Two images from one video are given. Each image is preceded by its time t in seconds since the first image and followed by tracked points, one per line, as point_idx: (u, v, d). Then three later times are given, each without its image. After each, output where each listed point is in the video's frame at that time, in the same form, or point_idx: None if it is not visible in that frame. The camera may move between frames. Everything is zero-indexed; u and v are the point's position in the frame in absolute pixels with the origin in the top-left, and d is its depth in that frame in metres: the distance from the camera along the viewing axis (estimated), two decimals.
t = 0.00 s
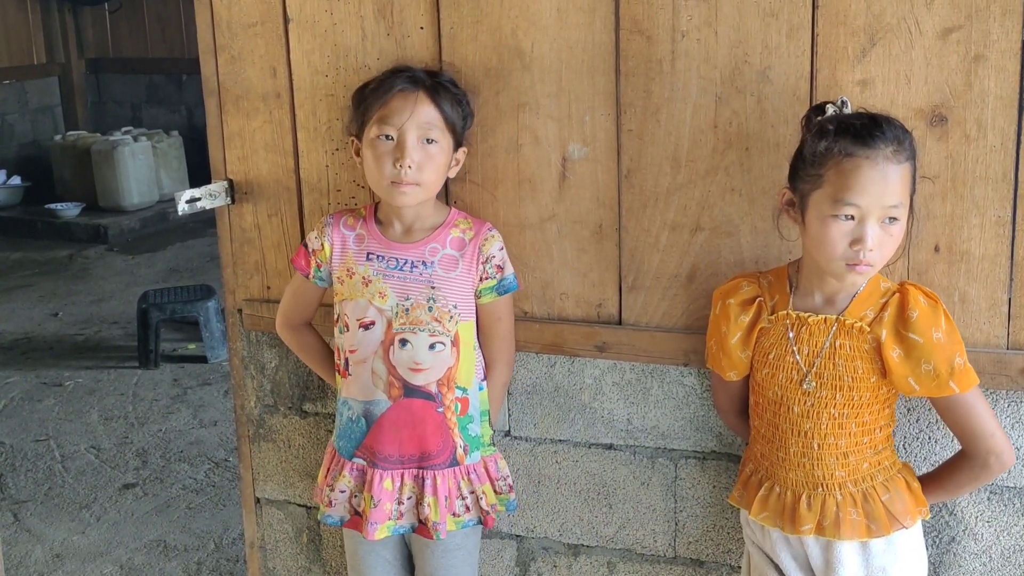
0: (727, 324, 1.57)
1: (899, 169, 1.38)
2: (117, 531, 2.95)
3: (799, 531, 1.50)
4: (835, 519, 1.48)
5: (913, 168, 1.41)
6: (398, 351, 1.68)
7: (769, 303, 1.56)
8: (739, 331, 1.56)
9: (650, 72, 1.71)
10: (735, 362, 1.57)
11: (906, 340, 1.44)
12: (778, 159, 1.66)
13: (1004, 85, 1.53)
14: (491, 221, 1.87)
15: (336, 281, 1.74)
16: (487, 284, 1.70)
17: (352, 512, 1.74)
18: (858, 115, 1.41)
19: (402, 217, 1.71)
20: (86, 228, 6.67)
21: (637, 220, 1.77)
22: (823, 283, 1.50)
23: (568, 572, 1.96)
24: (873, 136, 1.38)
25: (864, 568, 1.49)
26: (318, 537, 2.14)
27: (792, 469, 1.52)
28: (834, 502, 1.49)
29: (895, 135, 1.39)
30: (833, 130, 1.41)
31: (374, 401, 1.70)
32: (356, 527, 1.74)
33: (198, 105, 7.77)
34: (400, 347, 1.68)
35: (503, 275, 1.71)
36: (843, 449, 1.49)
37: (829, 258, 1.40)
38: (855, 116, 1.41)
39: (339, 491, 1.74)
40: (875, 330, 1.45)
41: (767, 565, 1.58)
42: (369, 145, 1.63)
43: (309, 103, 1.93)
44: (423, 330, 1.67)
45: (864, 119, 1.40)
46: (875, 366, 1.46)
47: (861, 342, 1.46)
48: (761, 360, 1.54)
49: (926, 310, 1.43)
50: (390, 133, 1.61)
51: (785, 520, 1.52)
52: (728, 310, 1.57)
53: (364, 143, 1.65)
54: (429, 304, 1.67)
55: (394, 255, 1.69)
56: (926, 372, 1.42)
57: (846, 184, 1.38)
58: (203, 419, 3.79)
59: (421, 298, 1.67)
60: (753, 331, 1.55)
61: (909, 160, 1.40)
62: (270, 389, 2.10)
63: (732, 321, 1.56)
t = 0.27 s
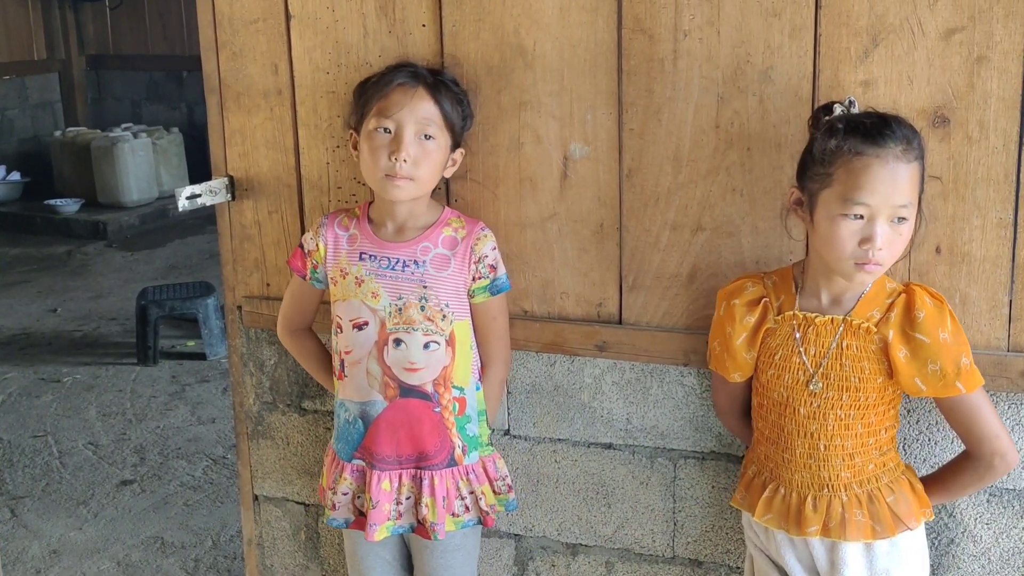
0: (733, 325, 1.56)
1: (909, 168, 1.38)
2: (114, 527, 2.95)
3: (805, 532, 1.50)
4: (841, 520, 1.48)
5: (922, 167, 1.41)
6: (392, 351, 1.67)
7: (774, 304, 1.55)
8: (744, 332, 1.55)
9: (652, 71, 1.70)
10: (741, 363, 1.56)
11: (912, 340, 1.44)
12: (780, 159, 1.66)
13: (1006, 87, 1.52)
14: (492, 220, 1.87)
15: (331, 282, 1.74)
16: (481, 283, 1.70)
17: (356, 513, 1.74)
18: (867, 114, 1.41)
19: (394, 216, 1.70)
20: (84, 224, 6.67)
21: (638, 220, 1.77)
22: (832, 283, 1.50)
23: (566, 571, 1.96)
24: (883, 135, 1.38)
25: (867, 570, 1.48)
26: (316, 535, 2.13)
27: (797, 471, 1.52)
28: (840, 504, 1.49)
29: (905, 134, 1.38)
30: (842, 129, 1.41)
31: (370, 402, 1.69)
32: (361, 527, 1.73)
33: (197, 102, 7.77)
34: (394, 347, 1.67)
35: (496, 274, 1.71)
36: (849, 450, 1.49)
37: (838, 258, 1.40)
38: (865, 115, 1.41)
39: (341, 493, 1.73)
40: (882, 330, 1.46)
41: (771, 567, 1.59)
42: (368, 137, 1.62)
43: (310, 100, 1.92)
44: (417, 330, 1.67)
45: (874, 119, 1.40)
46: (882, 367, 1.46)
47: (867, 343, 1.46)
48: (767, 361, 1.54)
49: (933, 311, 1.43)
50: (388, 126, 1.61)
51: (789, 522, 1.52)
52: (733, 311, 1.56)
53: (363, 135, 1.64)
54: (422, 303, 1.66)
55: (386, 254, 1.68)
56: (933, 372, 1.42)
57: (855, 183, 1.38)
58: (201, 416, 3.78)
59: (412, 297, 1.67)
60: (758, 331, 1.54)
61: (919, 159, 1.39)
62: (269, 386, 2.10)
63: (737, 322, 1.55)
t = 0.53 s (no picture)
0: (729, 327, 1.56)
1: (904, 172, 1.38)
2: (104, 523, 2.95)
3: (802, 534, 1.50)
4: (837, 521, 1.49)
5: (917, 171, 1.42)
6: (380, 352, 1.68)
7: (771, 306, 1.55)
8: (741, 334, 1.55)
9: (647, 73, 1.71)
10: (736, 366, 1.56)
11: (908, 342, 1.45)
12: (773, 162, 1.67)
13: (998, 92, 1.53)
14: (485, 219, 1.87)
15: (318, 279, 1.74)
16: (474, 284, 1.70)
17: (338, 512, 1.75)
18: (863, 118, 1.42)
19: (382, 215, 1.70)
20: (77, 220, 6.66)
21: (631, 220, 1.77)
22: (828, 286, 1.50)
23: (555, 571, 1.96)
24: (879, 139, 1.39)
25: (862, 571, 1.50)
26: (306, 532, 2.14)
27: (793, 473, 1.52)
28: (836, 505, 1.50)
29: (899, 137, 1.39)
30: (838, 132, 1.41)
31: (356, 402, 1.70)
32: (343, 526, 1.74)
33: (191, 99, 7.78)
34: (382, 348, 1.68)
35: (489, 274, 1.71)
36: (845, 452, 1.50)
37: (835, 261, 1.41)
38: (860, 119, 1.42)
39: (323, 492, 1.74)
40: (878, 332, 1.47)
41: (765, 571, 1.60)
42: (363, 134, 1.63)
43: (304, 98, 1.93)
44: (406, 331, 1.67)
45: (869, 123, 1.41)
46: (878, 369, 1.47)
47: (863, 345, 1.47)
48: (763, 363, 1.54)
49: (928, 313, 1.44)
50: (385, 123, 1.61)
51: (786, 524, 1.52)
52: (730, 313, 1.56)
53: (358, 132, 1.64)
54: (411, 304, 1.67)
55: (375, 254, 1.68)
56: (929, 373, 1.44)
57: (852, 187, 1.39)
58: (192, 413, 3.78)
59: (401, 298, 1.67)
60: (755, 334, 1.55)
61: (914, 163, 1.40)
62: (261, 383, 2.10)
63: (733, 324, 1.56)
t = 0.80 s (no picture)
0: (718, 328, 1.56)
1: (891, 175, 1.38)
2: (91, 521, 2.94)
3: (790, 534, 1.50)
4: (825, 521, 1.49)
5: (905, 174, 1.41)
6: (368, 347, 1.67)
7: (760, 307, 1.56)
8: (730, 335, 1.56)
9: (636, 74, 1.71)
10: (725, 366, 1.57)
11: (895, 345, 1.45)
12: (761, 163, 1.67)
13: (986, 95, 1.54)
14: (475, 219, 1.87)
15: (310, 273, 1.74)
16: (465, 276, 1.70)
17: (329, 507, 1.74)
18: (851, 122, 1.42)
19: (370, 212, 1.70)
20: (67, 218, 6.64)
21: (620, 221, 1.77)
22: (817, 288, 1.50)
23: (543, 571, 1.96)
24: (866, 142, 1.39)
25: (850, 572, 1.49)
26: (294, 531, 2.13)
27: (782, 474, 1.53)
28: (824, 506, 1.50)
29: (887, 140, 1.39)
30: (825, 135, 1.42)
31: (345, 397, 1.70)
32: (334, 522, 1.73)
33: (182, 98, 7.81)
34: (370, 343, 1.67)
35: (478, 264, 1.69)
36: (834, 454, 1.50)
37: (821, 264, 1.41)
38: (848, 122, 1.42)
39: (315, 487, 1.74)
40: (865, 334, 1.47)
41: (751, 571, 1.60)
42: (346, 134, 1.63)
43: (294, 97, 1.92)
44: (393, 327, 1.67)
45: (857, 126, 1.41)
46: (866, 370, 1.47)
47: (851, 347, 1.47)
48: (752, 364, 1.54)
49: (916, 316, 1.44)
50: (365, 122, 1.61)
51: (774, 525, 1.53)
52: (719, 314, 1.57)
53: (341, 133, 1.65)
54: (398, 299, 1.66)
55: (362, 250, 1.68)
56: (916, 376, 1.43)
57: (838, 190, 1.39)
58: (181, 412, 3.77)
59: (388, 293, 1.67)
60: (744, 335, 1.55)
61: (902, 166, 1.40)
62: (249, 382, 2.10)
63: (723, 325, 1.56)
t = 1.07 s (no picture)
0: (707, 329, 1.56)
1: (880, 177, 1.39)
2: (80, 522, 2.93)
3: (779, 534, 1.50)
4: (814, 521, 1.49)
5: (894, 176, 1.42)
6: (364, 342, 1.68)
7: (749, 308, 1.56)
8: (719, 336, 1.56)
9: (625, 74, 1.71)
10: (715, 368, 1.56)
11: (884, 344, 1.45)
12: (750, 164, 1.67)
13: (973, 96, 1.54)
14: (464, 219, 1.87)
15: (308, 269, 1.74)
16: (459, 269, 1.69)
17: (334, 496, 1.74)
18: (839, 124, 1.42)
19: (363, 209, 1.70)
20: (57, 217, 6.62)
21: (609, 221, 1.77)
22: (806, 289, 1.51)
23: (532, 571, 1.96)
24: (854, 145, 1.39)
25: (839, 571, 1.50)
26: (283, 531, 2.13)
27: (771, 474, 1.53)
28: (813, 505, 1.50)
29: (875, 142, 1.39)
30: (814, 138, 1.41)
31: (341, 392, 1.70)
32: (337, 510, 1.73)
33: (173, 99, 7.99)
34: (366, 338, 1.67)
35: (472, 257, 1.69)
36: (823, 454, 1.50)
37: (809, 265, 1.41)
38: (836, 123, 1.42)
39: (317, 479, 1.74)
40: (855, 334, 1.47)
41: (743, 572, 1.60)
42: (335, 135, 1.63)
43: (283, 96, 1.92)
44: (389, 322, 1.66)
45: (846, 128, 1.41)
46: (855, 370, 1.48)
47: (840, 347, 1.48)
48: (741, 365, 1.55)
49: (905, 315, 1.45)
50: (353, 122, 1.61)
51: (763, 525, 1.52)
52: (708, 315, 1.57)
53: (330, 133, 1.65)
54: (392, 295, 1.66)
55: (358, 246, 1.68)
56: (905, 375, 1.44)
57: (826, 193, 1.39)
58: (170, 412, 3.77)
59: (383, 289, 1.66)
60: (733, 336, 1.55)
61: (891, 168, 1.40)
62: (238, 381, 2.09)
63: (712, 326, 1.56)
